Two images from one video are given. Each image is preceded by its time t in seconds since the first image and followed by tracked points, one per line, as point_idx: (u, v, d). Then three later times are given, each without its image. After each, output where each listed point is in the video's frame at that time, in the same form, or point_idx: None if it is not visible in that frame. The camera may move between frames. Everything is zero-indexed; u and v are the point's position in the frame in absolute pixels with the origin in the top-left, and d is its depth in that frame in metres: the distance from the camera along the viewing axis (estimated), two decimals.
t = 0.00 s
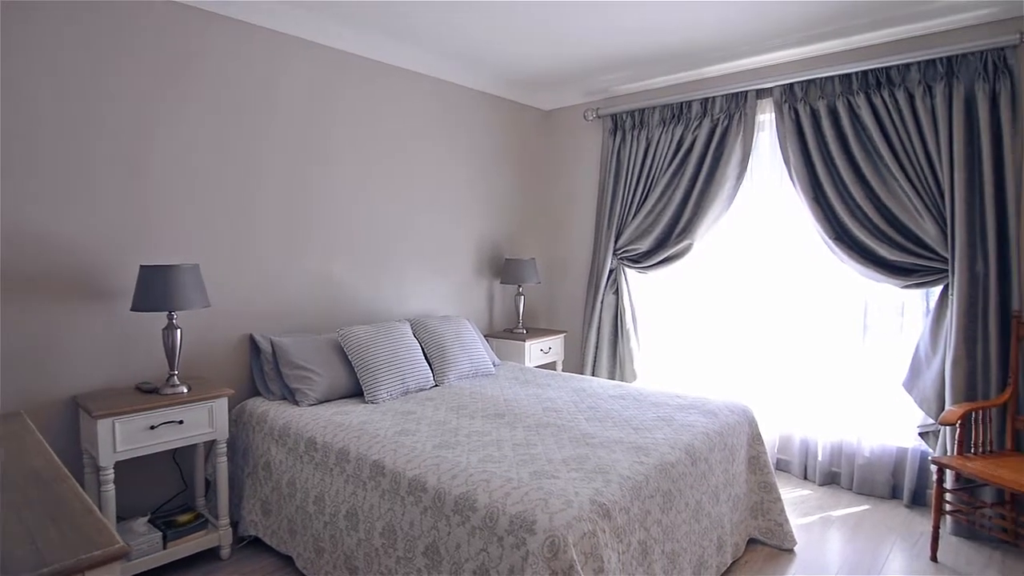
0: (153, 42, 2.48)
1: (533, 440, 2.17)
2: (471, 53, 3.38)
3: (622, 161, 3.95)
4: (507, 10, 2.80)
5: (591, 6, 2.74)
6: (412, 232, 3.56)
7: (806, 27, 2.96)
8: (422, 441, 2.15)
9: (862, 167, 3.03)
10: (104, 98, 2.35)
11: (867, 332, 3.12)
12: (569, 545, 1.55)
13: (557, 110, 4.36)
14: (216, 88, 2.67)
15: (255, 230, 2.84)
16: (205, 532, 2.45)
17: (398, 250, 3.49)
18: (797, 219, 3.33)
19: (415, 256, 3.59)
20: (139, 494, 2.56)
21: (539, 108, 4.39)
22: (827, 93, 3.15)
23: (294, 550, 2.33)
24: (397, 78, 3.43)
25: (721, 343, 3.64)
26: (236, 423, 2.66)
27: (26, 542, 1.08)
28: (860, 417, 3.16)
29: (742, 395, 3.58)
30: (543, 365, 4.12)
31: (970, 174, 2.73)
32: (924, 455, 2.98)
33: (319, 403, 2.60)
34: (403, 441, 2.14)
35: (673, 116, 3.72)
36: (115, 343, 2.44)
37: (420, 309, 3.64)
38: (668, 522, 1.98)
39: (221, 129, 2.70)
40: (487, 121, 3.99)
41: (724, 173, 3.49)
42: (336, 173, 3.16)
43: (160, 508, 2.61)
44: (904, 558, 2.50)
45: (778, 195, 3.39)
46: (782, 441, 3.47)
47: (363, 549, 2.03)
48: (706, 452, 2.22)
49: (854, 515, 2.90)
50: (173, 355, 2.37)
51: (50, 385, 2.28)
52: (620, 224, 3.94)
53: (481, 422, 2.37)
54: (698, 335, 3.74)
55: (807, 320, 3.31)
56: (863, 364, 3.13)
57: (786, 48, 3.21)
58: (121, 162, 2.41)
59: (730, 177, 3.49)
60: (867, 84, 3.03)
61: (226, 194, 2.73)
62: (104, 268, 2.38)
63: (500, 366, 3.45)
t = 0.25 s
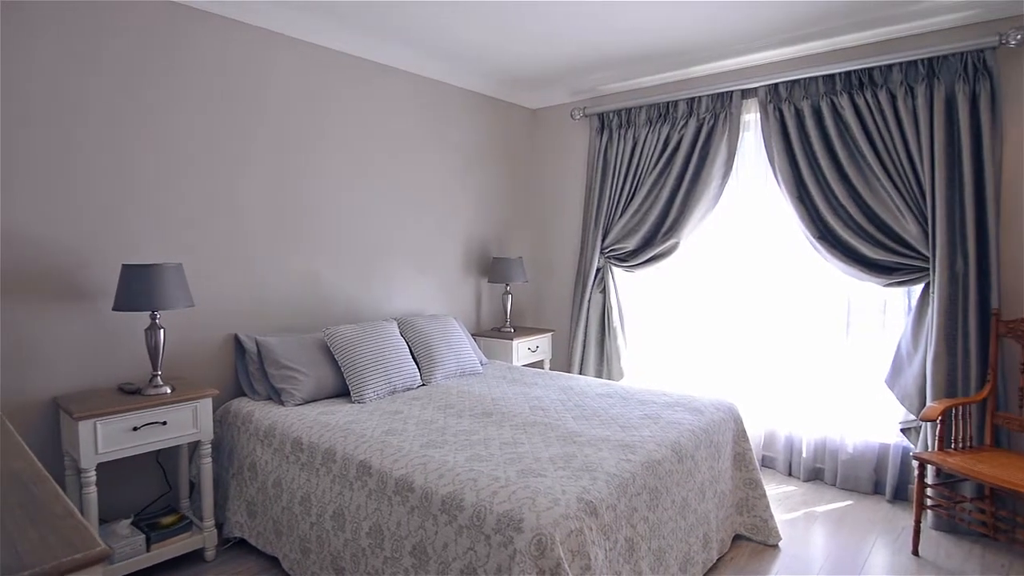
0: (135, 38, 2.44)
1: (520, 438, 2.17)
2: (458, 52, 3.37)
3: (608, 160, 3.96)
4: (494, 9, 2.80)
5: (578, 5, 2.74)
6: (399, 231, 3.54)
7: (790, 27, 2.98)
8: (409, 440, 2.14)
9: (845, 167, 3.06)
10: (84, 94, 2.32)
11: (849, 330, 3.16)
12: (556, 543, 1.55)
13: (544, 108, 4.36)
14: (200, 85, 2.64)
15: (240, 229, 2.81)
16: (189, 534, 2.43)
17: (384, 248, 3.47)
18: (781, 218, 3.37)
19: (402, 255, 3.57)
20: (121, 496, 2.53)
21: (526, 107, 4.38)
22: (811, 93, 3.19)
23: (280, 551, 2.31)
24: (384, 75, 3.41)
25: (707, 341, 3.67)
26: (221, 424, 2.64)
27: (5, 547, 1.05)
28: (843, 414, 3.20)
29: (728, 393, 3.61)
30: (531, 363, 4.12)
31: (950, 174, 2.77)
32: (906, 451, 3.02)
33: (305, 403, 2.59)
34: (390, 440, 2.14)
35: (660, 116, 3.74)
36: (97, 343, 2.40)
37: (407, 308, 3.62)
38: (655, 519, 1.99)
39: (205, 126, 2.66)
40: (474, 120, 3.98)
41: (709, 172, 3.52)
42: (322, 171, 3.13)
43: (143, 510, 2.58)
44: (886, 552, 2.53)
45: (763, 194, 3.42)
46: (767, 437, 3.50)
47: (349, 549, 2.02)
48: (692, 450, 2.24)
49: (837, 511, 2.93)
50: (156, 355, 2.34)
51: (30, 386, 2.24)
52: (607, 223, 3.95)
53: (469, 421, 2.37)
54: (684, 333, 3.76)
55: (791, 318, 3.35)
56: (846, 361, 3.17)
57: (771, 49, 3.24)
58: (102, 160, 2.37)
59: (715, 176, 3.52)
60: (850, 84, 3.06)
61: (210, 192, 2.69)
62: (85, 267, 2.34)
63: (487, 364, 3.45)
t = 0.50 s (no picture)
0: (114, 34, 2.40)
1: (507, 437, 2.17)
2: (443, 50, 3.36)
3: (595, 160, 3.97)
4: (481, 8, 2.80)
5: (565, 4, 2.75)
6: (385, 230, 3.53)
7: (774, 28, 3.01)
8: (395, 440, 2.13)
9: (828, 167, 3.10)
10: (61, 90, 2.27)
11: (832, 327, 3.20)
12: (543, 541, 1.55)
13: (531, 108, 4.37)
14: (182, 82, 2.61)
15: (224, 228, 2.78)
16: (172, 537, 2.40)
17: (371, 247, 3.45)
18: (766, 218, 3.40)
19: (389, 254, 3.56)
20: (103, 499, 2.49)
21: (512, 106, 4.38)
22: (794, 93, 3.22)
23: (265, 553, 2.29)
24: (369, 74, 3.39)
25: (692, 340, 3.69)
26: (204, 425, 2.61)
27: None
28: (826, 411, 3.23)
29: (713, 391, 3.63)
30: (518, 362, 4.13)
31: (930, 174, 2.81)
32: (887, 447, 3.07)
33: (290, 403, 2.57)
34: (376, 440, 2.13)
35: (646, 115, 3.75)
36: (78, 343, 2.36)
37: (394, 307, 3.61)
38: (641, 516, 2.00)
39: (187, 123, 2.63)
40: (461, 119, 3.98)
41: (695, 172, 3.54)
42: (307, 169, 3.11)
43: (125, 513, 2.54)
44: (869, 547, 2.57)
45: (748, 194, 3.45)
46: (752, 435, 3.53)
47: (335, 550, 2.01)
48: (678, 447, 2.25)
49: (821, 507, 2.97)
50: (139, 356, 2.31)
51: (9, 387, 2.20)
52: (593, 222, 3.97)
53: (455, 420, 2.36)
54: (670, 331, 3.78)
55: (776, 316, 3.38)
56: (829, 359, 3.21)
57: (755, 49, 3.26)
58: (81, 157, 2.33)
59: (701, 176, 3.54)
60: (833, 85, 3.10)
61: (193, 190, 2.66)
62: (65, 266, 2.31)
63: (475, 364, 3.44)
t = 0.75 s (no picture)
0: (94, 30, 2.36)
1: (494, 436, 2.17)
2: (430, 49, 3.36)
3: (581, 159, 3.99)
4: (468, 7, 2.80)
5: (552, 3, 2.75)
6: (371, 229, 3.51)
7: (759, 29, 3.04)
8: (382, 440, 2.12)
9: (811, 166, 3.13)
10: (40, 86, 2.23)
11: (815, 325, 3.23)
12: (529, 540, 1.56)
13: (518, 106, 4.37)
14: (165, 79, 2.58)
15: (207, 227, 2.75)
16: (155, 539, 2.37)
17: (357, 246, 3.43)
18: (750, 217, 3.43)
19: (375, 253, 3.54)
20: (84, 501, 2.46)
21: (499, 105, 4.38)
22: (778, 94, 3.25)
23: (249, 554, 2.27)
24: (354, 72, 3.37)
25: (678, 338, 3.72)
26: (187, 426, 2.58)
27: None
28: (810, 408, 3.27)
29: (698, 389, 3.66)
30: (505, 361, 4.13)
31: (910, 174, 2.86)
32: (869, 443, 3.11)
33: (274, 403, 2.55)
34: (362, 440, 2.12)
35: (632, 114, 3.77)
36: (57, 344, 2.33)
37: (380, 307, 3.59)
38: (627, 513, 2.01)
39: (170, 121, 2.60)
40: (447, 117, 3.97)
41: (680, 171, 3.57)
42: (292, 168, 3.09)
43: (107, 516, 2.51)
44: (851, 542, 2.61)
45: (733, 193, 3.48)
46: (737, 432, 3.57)
47: (321, 551, 2.00)
48: (664, 445, 2.27)
49: (804, 502, 3.00)
50: (120, 356, 2.28)
51: None
52: (580, 221, 3.98)
53: (442, 420, 2.36)
54: (656, 330, 3.81)
55: (760, 315, 3.41)
56: (812, 356, 3.25)
57: (739, 50, 3.29)
58: (61, 155, 2.29)
59: (686, 175, 3.57)
60: (816, 85, 3.13)
61: (176, 189, 2.63)
62: (44, 266, 2.27)
63: (461, 363, 3.44)
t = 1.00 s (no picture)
0: (74, 24, 2.31)
1: (480, 435, 2.17)
2: (416, 47, 3.34)
3: (568, 158, 3.99)
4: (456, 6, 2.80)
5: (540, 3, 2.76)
6: (358, 227, 3.49)
7: (744, 30, 3.06)
8: (368, 440, 2.11)
9: (794, 165, 3.17)
10: (18, 82, 2.18)
11: (798, 323, 3.27)
12: (516, 538, 1.56)
13: (504, 105, 4.36)
14: (147, 76, 2.53)
15: (190, 225, 2.71)
16: (138, 542, 2.34)
17: (342, 245, 3.41)
18: (735, 215, 3.45)
19: (361, 251, 3.52)
20: (63, 504, 2.42)
21: (485, 103, 4.37)
22: (762, 93, 3.28)
23: (234, 556, 2.25)
24: (340, 69, 3.35)
25: (663, 336, 3.74)
26: (170, 427, 2.55)
27: None
28: (793, 404, 3.31)
29: (683, 386, 3.69)
30: (492, 360, 4.13)
31: (892, 173, 2.90)
32: (851, 439, 3.15)
33: (259, 404, 2.52)
34: (348, 440, 2.10)
35: (618, 114, 3.78)
36: (36, 344, 2.28)
37: (366, 306, 3.57)
38: (613, 510, 2.02)
39: (152, 118, 2.56)
40: (434, 115, 3.95)
41: (666, 170, 3.59)
42: (277, 166, 3.06)
43: (88, 519, 2.47)
44: (834, 536, 2.64)
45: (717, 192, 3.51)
46: (722, 429, 3.60)
47: (307, 551, 1.99)
48: (650, 443, 2.28)
49: (788, 498, 3.03)
50: (101, 356, 2.24)
51: None
52: (567, 219, 3.99)
53: (428, 419, 2.35)
54: (642, 328, 3.83)
55: (744, 313, 3.44)
56: (795, 353, 3.28)
57: (724, 50, 3.31)
58: (40, 152, 2.25)
59: (672, 174, 3.59)
60: (799, 85, 3.16)
61: (159, 187, 2.59)
62: (23, 265, 2.22)
63: (448, 361, 3.43)
